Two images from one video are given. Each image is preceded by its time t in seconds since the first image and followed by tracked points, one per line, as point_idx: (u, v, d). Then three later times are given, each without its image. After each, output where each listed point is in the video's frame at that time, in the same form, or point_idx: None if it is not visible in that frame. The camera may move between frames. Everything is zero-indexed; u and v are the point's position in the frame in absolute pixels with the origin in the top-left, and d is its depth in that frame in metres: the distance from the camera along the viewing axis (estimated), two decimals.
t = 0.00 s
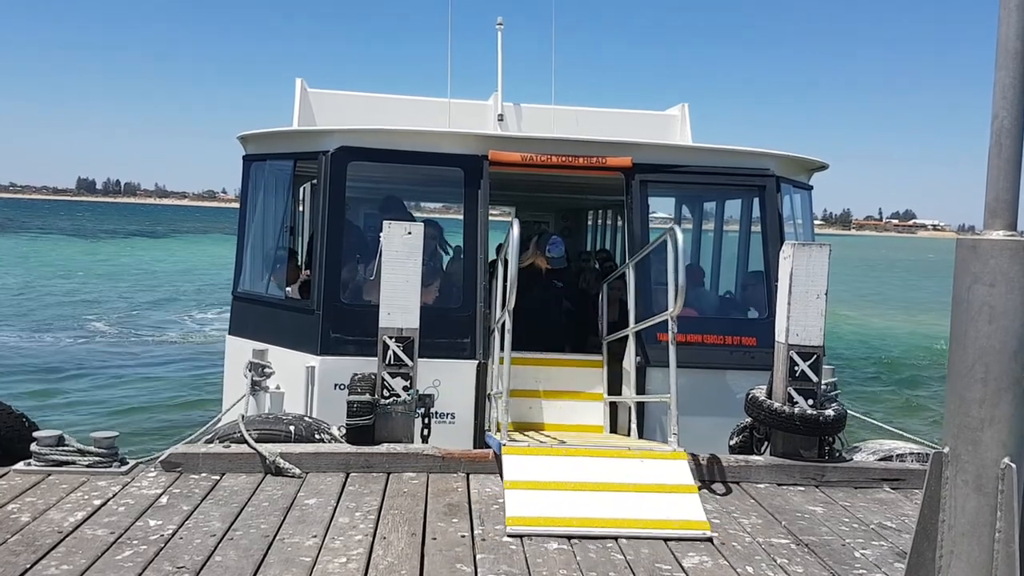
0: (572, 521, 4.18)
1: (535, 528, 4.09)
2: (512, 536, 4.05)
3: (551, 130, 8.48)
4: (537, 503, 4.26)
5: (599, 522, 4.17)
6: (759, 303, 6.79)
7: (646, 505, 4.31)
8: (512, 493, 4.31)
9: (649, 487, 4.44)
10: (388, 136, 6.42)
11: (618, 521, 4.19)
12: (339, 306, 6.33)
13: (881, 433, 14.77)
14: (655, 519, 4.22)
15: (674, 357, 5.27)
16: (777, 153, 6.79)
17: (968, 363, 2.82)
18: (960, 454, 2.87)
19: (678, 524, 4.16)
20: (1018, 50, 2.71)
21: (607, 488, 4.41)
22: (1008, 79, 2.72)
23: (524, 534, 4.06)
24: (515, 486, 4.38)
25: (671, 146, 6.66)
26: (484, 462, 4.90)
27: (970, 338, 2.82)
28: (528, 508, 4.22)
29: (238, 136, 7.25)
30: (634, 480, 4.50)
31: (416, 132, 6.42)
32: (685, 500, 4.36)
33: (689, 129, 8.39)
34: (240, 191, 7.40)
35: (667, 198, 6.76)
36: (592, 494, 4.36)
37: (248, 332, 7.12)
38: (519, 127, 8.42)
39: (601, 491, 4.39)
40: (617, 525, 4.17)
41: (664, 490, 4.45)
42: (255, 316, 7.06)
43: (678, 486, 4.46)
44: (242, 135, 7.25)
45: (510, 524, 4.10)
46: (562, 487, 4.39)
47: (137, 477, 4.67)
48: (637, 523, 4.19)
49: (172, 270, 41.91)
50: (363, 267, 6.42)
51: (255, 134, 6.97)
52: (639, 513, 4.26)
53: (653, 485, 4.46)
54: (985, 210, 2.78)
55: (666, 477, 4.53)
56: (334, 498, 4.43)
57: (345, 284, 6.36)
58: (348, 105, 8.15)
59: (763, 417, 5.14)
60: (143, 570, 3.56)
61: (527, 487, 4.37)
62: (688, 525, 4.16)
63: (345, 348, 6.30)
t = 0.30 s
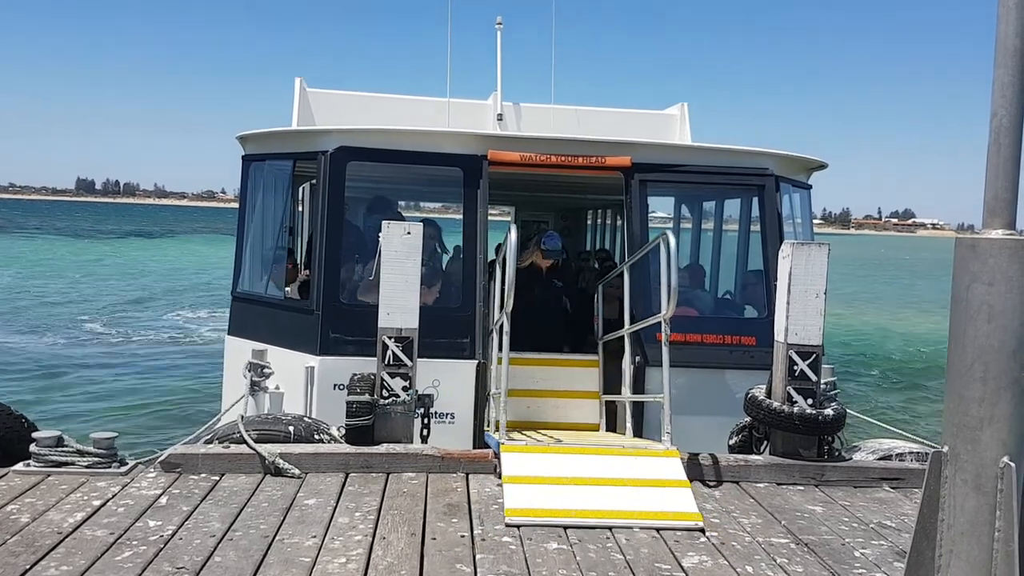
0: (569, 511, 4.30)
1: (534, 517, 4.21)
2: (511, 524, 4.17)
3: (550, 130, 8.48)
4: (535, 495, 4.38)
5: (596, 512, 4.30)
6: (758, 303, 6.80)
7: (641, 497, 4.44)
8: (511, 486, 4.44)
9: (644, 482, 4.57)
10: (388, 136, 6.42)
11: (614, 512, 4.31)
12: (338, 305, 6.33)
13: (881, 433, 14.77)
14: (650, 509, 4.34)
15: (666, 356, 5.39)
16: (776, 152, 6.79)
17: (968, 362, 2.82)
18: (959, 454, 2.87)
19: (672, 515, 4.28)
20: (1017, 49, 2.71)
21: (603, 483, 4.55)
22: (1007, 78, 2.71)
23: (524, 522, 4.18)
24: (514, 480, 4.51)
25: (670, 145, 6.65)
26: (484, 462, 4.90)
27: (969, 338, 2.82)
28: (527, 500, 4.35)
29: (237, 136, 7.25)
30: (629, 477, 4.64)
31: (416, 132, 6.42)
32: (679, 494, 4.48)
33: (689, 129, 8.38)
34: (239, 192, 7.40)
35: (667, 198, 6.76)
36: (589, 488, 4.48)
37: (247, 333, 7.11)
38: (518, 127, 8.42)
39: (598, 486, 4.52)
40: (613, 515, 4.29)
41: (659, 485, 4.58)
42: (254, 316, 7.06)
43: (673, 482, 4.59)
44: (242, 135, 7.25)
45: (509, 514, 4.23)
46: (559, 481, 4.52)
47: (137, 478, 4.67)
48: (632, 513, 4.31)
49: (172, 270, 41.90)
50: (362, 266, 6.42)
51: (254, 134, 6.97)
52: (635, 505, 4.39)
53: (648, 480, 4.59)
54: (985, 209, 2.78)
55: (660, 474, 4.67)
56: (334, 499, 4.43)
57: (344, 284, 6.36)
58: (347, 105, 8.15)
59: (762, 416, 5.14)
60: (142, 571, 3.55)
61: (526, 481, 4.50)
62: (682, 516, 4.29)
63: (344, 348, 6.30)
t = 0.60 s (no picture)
0: (576, 505, 4.41)
1: (542, 511, 4.32)
2: (520, 518, 4.28)
3: (551, 131, 8.48)
4: (543, 491, 4.49)
5: (603, 506, 4.40)
6: (759, 304, 6.80)
7: (645, 492, 4.55)
8: (519, 483, 4.54)
9: (648, 477, 4.68)
10: (388, 137, 6.43)
11: (619, 506, 4.42)
12: (339, 307, 6.33)
13: (882, 433, 14.76)
14: (654, 503, 4.45)
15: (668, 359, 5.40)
16: (777, 153, 6.79)
17: (969, 363, 2.82)
18: (961, 454, 2.87)
19: (677, 508, 4.40)
20: (1018, 50, 2.71)
21: (608, 479, 4.65)
22: (1007, 79, 2.71)
23: (532, 516, 4.29)
24: (522, 477, 4.61)
25: (671, 146, 6.65)
26: (486, 463, 4.91)
27: (970, 338, 2.82)
28: (535, 495, 4.45)
29: (238, 138, 7.26)
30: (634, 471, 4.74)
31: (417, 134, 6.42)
32: (683, 488, 4.59)
33: (690, 130, 8.38)
34: (240, 193, 7.40)
35: (668, 198, 6.77)
36: (595, 483, 4.59)
37: (249, 334, 7.11)
38: (519, 128, 8.43)
39: (603, 481, 4.62)
40: (620, 509, 4.40)
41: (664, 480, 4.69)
42: (255, 318, 7.07)
43: (677, 476, 4.69)
44: (243, 137, 7.26)
45: (519, 507, 4.33)
46: (565, 477, 4.62)
47: (138, 479, 4.67)
48: (638, 506, 4.42)
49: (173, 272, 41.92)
50: (363, 268, 6.42)
51: (255, 135, 6.98)
52: (640, 499, 4.49)
53: (651, 475, 4.70)
54: (986, 210, 2.78)
55: (664, 469, 4.77)
56: (335, 500, 4.43)
57: (345, 286, 6.37)
58: (348, 106, 8.15)
59: (763, 417, 5.14)
60: (143, 573, 3.55)
61: (533, 478, 4.61)
62: (686, 510, 4.40)
63: (345, 349, 6.31)
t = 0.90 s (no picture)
0: (575, 505, 4.41)
1: (541, 511, 4.33)
2: (519, 518, 4.28)
3: (551, 132, 8.47)
4: (541, 491, 4.49)
5: (602, 506, 4.41)
6: (758, 305, 6.79)
7: (644, 492, 4.55)
8: (518, 484, 4.55)
9: (647, 477, 4.68)
10: (388, 139, 6.43)
11: (618, 506, 4.43)
12: (339, 309, 6.34)
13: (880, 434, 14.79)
14: (653, 503, 4.45)
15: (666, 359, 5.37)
16: (776, 154, 6.79)
17: (968, 364, 2.82)
18: (960, 455, 2.87)
19: (675, 509, 4.41)
20: (1016, 51, 2.71)
21: (607, 479, 4.65)
22: (1005, 80, 2.71)
23: (531, 516, 4.29)
24: (521, 478, 4.61)
25: (670, 147, 6.65)
26: (486, 465, 4.91)
27: (969, 339, 2.82)
28: (534, 495, 4.45)
29: (237, 140, 7.26)
30: (633, 472, 4.74)
31: (416, 135, 6.42)
32: (682, 489, 4.59)
33: (689, 131, 8.39)
34: (239, 196, 7.40)
35: (667, 199, 6.78)
36: (593, 484, 4.59)
37: (248, 335, 7.11)
38: (518, 130, 8.43)
39: (601, 482, 4.63)
40: (618, 509, 4.40)
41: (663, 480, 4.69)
42: (254, 320, 7.07)
43: (675, 477, 4.70)
44: (242, 140, 7.27)
45: (518, 507, 4.34)
46: (564, 478, 4.63)
47: (137, 482, 4.66)
48: (637, 506, 4.43)
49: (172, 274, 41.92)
50: (363, 270, 6.42)
51: (254, 138, 6.97)
52: (639, 499, 4.50)
53: (651, 476, 4.70)
54: (984, 210, 2.78)
55: (663, 469, 4.77)
56: (334, 502, 4.43)
57: (344, 288, 6.37)
58: (347, 108, 8.15)
59: (763, 418, 5.14)
60: None
61: (532, 479, 4.61)
62: (684, 510, 4.41)
63: (345, 351, 6.31)
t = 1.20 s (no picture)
0: (574, 505, 4.41)
1: (540, 511, 4.33)
2: (518, 518, 4.28)
3: (549, 132, 8.47)
4: (540, 491, 4.49)
5: (601, 506, 4.41)
6: (757, 304, 6.79)
7: (643, 492, 4.55)
8: (517, 484, 4.55)
9: (646, 476, 4.68)
10: (386, 139, 6.42)
11: (618, 505, 4.43)
12: (338, 309, 6.34)
13: (880, 433, 14.79)
14: (653, 503, 4.46)
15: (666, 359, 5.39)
16: (774, 153, 6.79)
17: (966, 362, 2.82)
18: (959, 454, 2.87)
19: (675, 508, 4.41)
20: (1013, 49, 2.70)
21: (606, 479, 4.65)
22: (1003, 78, 2.70)
23: (530, 516, 4.29)
24: (520, 477, 4.61)
25: (668, 147, 6.65)
26: (485, 465, 4.91)
27: (967, 337, 2.82)
28: (533, 495, 4.46)
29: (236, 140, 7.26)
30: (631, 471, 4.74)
31: (414, 135, 6.42)
32: (681, 489, 4.59)
33: (687, 131, 8.39)
34: (238, 196, 7.40)
35: (665, 199, 6.78)
36: (593, 484, 4.59)
37: (247, 336, 7.10)
38: (517, 130, 8.42)
39: (600, 482, 4.63)
40: (617, 508, 4.40)
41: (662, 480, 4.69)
42: (253, 321, 7.06)
43: (675, 477, 4.70)
44: (240, 140, 7.27)
45: (518, 507, 4.34)
46: (563, 477, 4.63)
47: (136, 483, 4.66)
48: (636, 506, 4.43)
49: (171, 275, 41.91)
50: (361, 270, 6.42)
51: (252, 138, 6.97)
52: (638, 498, 4.50)
53: (650, 475, 4.70)
54: (982, 209, 2.78)
55: (662, 469, 4.77)
56: (333, 502, 4.43)
57: (343, 289, 6.37)
58: (345, 109, 8.15)
59: (762, 417, 5.14)
60: None
61: (531, 479, 4.61)
62: (684, 509, 4.41)
63: (343, 351, 6.31)
